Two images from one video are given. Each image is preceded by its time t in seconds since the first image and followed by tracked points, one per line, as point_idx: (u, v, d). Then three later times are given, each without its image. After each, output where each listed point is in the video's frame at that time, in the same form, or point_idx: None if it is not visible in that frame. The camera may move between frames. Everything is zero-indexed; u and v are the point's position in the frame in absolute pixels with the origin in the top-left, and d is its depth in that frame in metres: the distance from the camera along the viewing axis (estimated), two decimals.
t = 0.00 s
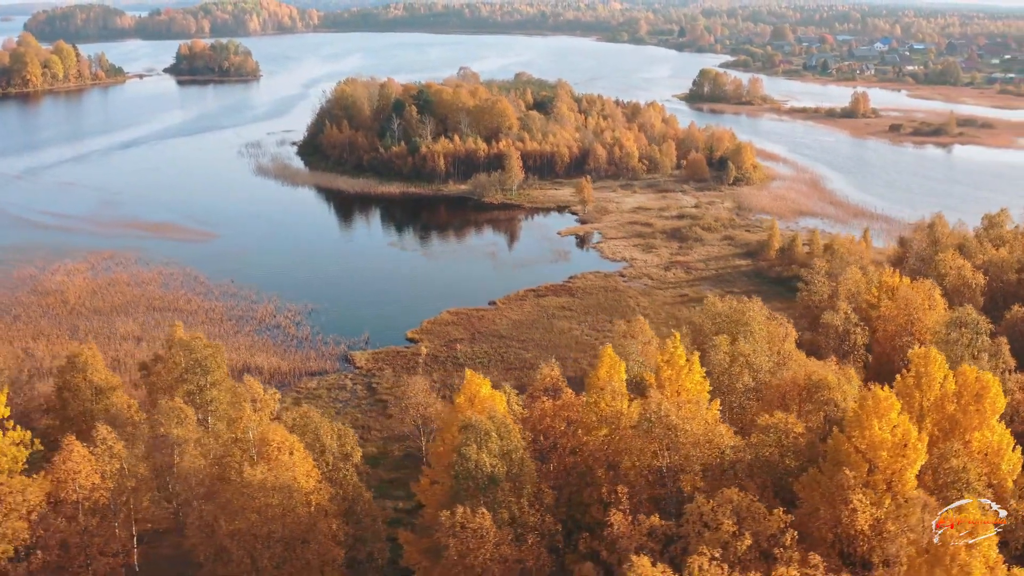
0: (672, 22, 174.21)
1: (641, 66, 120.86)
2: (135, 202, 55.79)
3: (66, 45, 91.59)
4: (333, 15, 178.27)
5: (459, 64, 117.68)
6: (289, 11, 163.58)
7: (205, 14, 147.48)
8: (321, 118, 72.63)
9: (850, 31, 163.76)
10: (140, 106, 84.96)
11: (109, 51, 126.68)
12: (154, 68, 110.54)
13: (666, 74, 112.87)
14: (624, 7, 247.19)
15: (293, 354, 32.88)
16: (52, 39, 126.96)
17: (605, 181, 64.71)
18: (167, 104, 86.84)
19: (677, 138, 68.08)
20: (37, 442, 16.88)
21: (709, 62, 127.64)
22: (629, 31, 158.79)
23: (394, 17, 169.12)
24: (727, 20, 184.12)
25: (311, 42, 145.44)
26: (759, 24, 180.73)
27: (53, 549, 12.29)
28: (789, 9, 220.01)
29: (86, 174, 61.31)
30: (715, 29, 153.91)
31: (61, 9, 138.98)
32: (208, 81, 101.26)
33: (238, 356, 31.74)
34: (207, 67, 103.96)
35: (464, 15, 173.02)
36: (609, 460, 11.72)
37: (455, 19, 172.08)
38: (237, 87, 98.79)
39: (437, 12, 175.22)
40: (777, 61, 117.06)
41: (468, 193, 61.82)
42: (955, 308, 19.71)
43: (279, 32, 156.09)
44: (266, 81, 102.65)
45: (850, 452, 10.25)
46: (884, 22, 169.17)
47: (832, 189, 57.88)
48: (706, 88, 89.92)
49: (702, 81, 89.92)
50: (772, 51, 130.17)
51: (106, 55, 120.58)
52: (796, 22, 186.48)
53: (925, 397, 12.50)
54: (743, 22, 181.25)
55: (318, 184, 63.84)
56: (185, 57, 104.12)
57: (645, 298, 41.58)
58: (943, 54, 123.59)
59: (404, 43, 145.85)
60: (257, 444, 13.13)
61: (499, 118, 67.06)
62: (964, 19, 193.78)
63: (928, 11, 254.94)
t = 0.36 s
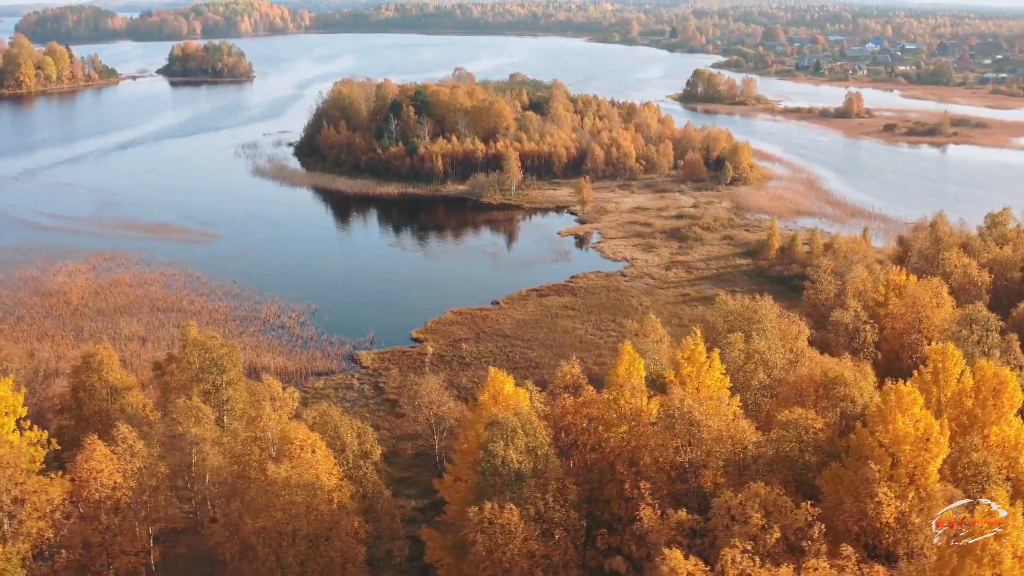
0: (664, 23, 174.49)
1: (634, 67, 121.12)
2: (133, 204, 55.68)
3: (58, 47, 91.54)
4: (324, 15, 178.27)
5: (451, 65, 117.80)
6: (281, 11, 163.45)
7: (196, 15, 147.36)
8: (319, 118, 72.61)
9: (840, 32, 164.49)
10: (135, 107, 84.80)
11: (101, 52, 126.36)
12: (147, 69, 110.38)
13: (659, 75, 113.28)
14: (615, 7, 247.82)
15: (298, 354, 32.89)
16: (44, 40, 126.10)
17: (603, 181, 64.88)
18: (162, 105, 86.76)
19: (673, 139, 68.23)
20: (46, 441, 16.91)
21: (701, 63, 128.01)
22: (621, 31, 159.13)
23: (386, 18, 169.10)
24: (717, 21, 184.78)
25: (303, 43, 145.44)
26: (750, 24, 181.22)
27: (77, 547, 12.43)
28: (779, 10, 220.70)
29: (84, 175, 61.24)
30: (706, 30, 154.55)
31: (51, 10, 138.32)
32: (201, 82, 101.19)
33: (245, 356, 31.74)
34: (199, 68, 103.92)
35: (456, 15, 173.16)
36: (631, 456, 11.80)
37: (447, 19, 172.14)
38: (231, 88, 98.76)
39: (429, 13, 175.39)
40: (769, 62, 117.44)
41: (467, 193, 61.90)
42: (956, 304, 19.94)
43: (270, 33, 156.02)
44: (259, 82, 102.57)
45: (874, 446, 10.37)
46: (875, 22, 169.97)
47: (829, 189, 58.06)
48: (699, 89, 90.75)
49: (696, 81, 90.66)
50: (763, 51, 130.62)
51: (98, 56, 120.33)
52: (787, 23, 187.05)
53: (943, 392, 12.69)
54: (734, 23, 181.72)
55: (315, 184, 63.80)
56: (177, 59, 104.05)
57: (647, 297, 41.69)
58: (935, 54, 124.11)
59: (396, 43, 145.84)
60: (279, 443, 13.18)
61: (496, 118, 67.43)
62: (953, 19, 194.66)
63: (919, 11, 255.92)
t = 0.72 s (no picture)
0: (653, 24, 174.77)
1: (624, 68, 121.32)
2: (131, 205, 55.50)
3: (48, 48, 91.25)
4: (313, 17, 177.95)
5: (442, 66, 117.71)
6: (269, 13, 163.06)
7: (184, 17, 147.06)
8: (315, 119, 72.56)
9: (828, 32, 165.41)
10: (126, 109, 84.45)
11: (91, 53, 125.66)
12: (137, 70, 110.00)
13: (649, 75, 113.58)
14: (603, 8, 248.33)
15: (304, 354, 32.86)
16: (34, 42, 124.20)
17: (599, 181, 65.05)
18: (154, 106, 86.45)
19: (667, 139, 68.40)
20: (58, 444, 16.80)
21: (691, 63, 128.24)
22: (610, 32, 159.66)
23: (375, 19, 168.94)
24: (706, 22, 185.36)
25: (293, 44, 145.27)
26: (737, 25, 181.84)
27: (103, 546, 12.34)
28: (765, 11, 221.48)
29: (81, 177, 61.04)
30: (695, 30, 155.30)
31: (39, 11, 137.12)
32: (192, 83, 100.92)
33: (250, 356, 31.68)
34: (189, 70, 103.71)
35: (445, 16, 173.16)
36: (655, 452, 11.90)
37: (435, 20, 172.17)
38: (222, 89, 98.63)
39: (418, 14, 175.72)
40: (759, 62, 117.89)
41: (465, 193, 61.99)
42: (956, 300, 20.14)
43: (258, 34, 155.59)
44: (250, 83, 102.30)
45: (898, 440, 10.50)
46: (862, 22, 170.97)
47: (824, 188, 58.31)
48: (691, 89, 91.10)
49: (687, 81, 91.01)
50: (752, 52, 131.12)
51: (88, 58, 119.71)
52: (774, 23, 187.74)
53: (960, 387, 12.79)
54: (722, 23, 182.42)
55: (312, 185, 63.73)
56: (167, 60, 103.79)
57: (649, 296, 41.84)
58: (923, 55, 124.86)
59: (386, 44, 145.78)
60: (303, 440, 13.24)
61: (491, 119, 67.57)
62: (938, 19, 195.80)
63: (905, 12, 257.31)
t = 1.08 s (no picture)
0: (643, 24, 175.14)
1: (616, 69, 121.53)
2: (130, 206, 55.39)
3: (40, 50, 90.92)
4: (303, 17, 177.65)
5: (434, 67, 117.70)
6: (259, 14, 162.66)
7: (174, 18, 146.64)
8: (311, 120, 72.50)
9: (818, 32, 166.12)
10: (119, 111, 84.19)
11: (81, 55, 125.15)
12: (128, 72, 109.71)
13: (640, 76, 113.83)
14: (592, 8, 248.69)
15: (309, 354, 32.89)
16: (24, 44, 123.64)
17: (595, 181, 65.20)
18: (146, 108, 86.22)
19: (662, 138, 68.59)
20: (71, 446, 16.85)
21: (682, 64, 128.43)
22: (600, 33, 160.05)
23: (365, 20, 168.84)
24: (696, 22, 185.74)
25: (284, 46, 145.05)
26: (726, 25, 182.44)
27: (125, 545, 12.34)
28: (754, 12, 222.25)
29: (78, 178, 60.86)
30: (685, 31, 155.79)
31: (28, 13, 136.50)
32: (184, 85, 100.74)
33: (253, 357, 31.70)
34: (181, 71, 103.49)
35: (435, 17, 173.13)
36: (675, 448, 12.01)
37: (426, 21, 172.28)
38: (214, 90, 98.44)
39: (408, 15, 175.62)
40: (750, 62, 118.33)
41: (462, 194, 62.06)
42: (954, 296, 20.34)
43: (248, 36, 155.15)
44: (242, 85, 102.01)
45: (921, 433, 10.62)
46: (851, 22, 171.66)
47: (819, 188, 58.55)
48: (683, 89, 91.39)
49: (680, 82, 91.23)
50: (743, 52, 131.50)
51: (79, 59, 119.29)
52: (763, 24, 188.52)
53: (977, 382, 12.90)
54: (711, 24, 183.04)
55: (310, 186, 63.72)
56: (159, 61, 103.56)
57: (651, 295, 42.01)
58: (913, 55, 125.56)
59: (378, 46, 145.68)
60: (325, 437, 13.31)
61: (487, 120, 67.57)
62: (925, 19, 197.02)
63: (892, 11, 258.47)
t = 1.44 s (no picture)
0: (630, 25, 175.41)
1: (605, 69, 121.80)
2: (128, 207, 55.22)
3: (29, 51, 90.34)
4: (290, 19, 177.11)
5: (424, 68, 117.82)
6: (246, 15, 162.13)
7: (161, 19, 146.09)
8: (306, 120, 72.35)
9: (805, 33, 167.09)
10: (109, 113, 83.79)
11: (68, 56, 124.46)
12: (117, 73, 109.23)
13: (630, 77, 114.13)
14: (578, 9, 249.31)
15: (315, 354, 32.90)
16: (11, 45, 122.81)
17: (591, 181, 65.39)
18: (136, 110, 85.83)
19: (656, 138, 68.87)
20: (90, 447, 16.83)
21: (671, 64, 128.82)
22: (588, 33, 160.45)
23: (351, 22, 168.60)
24: (684, 22, 186.47)
25: (272, 47, 144.77)
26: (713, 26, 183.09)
27: (153, 544, 12.31)
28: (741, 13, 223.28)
29: (74, 180, 60.60)
30: (673, 32, 156.31)
31: (13, 15, 135.54)
32: (173, 86, 100.34)
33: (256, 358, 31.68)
34: (170, 72, 103.10)
35: (422, 18, 173.19)
36: (701, 443, 12.14)
37: (413, 22, 172.29)
38: (203, 91, 98.08)
39: (396, 16, 175.48)
40: (738, 62, 118.77)
41: (459, 194, 62.17)
42: (962, 292, 20.47)
43: (235, 37, 154.54)
44: (231, 86, 101.69)
45: (946, 425, 10.77)
46: (837, 23, 172.67)
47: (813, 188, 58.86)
48: (674, 89, 91.80)
49: (670, 82, 91.60)
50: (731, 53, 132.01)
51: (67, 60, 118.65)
52: (749, 24, 189.33)
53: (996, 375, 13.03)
54: (698, 24, 183.79)
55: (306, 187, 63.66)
56: (148, 63, 103.09)
57: (652, 294, 42.19)
58: (900, 55, 126.34)
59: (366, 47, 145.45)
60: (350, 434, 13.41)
61: (482, 121, 67.60)
62: (909, 19, 198.59)
63: (875, 11, 260.28)
